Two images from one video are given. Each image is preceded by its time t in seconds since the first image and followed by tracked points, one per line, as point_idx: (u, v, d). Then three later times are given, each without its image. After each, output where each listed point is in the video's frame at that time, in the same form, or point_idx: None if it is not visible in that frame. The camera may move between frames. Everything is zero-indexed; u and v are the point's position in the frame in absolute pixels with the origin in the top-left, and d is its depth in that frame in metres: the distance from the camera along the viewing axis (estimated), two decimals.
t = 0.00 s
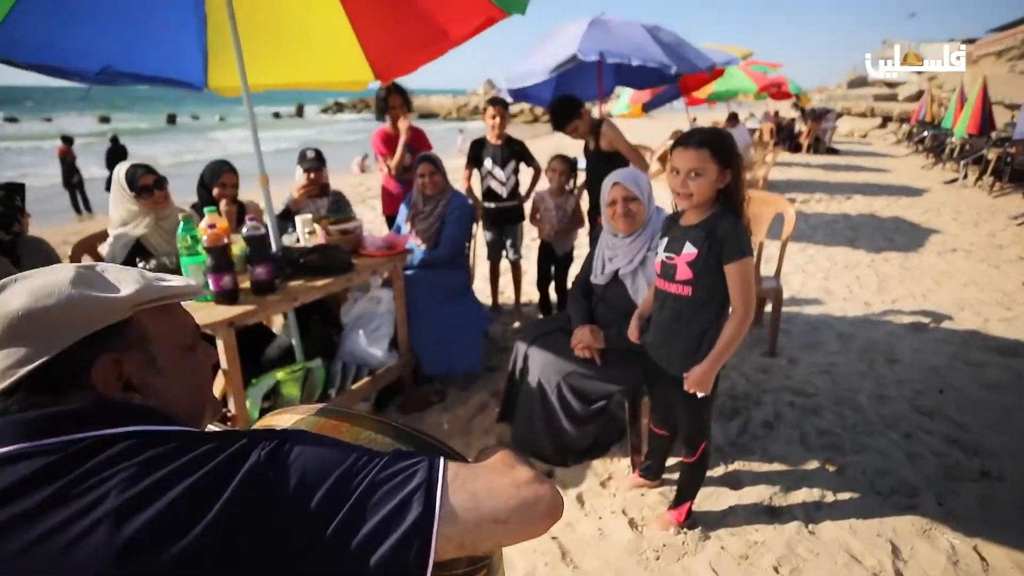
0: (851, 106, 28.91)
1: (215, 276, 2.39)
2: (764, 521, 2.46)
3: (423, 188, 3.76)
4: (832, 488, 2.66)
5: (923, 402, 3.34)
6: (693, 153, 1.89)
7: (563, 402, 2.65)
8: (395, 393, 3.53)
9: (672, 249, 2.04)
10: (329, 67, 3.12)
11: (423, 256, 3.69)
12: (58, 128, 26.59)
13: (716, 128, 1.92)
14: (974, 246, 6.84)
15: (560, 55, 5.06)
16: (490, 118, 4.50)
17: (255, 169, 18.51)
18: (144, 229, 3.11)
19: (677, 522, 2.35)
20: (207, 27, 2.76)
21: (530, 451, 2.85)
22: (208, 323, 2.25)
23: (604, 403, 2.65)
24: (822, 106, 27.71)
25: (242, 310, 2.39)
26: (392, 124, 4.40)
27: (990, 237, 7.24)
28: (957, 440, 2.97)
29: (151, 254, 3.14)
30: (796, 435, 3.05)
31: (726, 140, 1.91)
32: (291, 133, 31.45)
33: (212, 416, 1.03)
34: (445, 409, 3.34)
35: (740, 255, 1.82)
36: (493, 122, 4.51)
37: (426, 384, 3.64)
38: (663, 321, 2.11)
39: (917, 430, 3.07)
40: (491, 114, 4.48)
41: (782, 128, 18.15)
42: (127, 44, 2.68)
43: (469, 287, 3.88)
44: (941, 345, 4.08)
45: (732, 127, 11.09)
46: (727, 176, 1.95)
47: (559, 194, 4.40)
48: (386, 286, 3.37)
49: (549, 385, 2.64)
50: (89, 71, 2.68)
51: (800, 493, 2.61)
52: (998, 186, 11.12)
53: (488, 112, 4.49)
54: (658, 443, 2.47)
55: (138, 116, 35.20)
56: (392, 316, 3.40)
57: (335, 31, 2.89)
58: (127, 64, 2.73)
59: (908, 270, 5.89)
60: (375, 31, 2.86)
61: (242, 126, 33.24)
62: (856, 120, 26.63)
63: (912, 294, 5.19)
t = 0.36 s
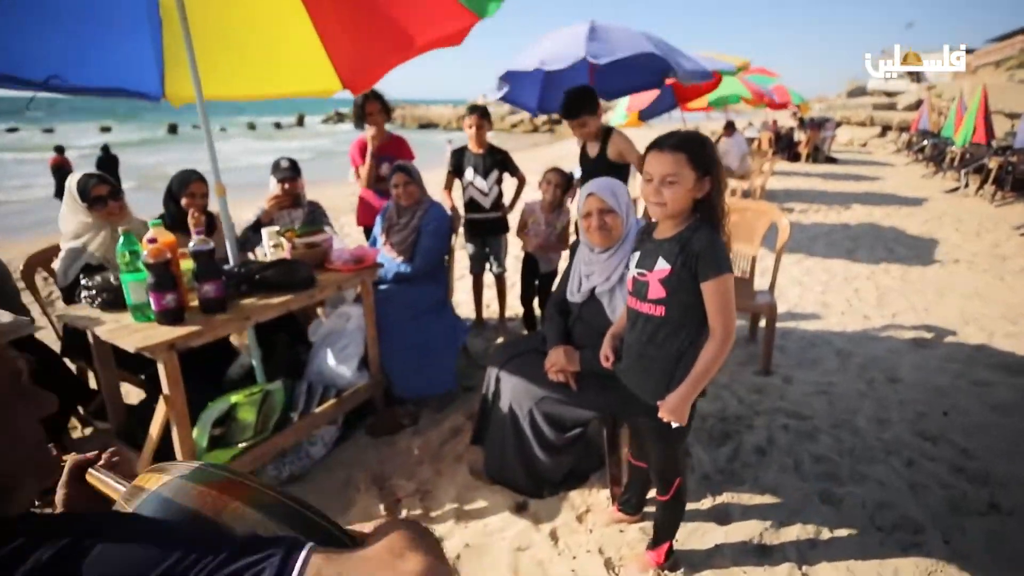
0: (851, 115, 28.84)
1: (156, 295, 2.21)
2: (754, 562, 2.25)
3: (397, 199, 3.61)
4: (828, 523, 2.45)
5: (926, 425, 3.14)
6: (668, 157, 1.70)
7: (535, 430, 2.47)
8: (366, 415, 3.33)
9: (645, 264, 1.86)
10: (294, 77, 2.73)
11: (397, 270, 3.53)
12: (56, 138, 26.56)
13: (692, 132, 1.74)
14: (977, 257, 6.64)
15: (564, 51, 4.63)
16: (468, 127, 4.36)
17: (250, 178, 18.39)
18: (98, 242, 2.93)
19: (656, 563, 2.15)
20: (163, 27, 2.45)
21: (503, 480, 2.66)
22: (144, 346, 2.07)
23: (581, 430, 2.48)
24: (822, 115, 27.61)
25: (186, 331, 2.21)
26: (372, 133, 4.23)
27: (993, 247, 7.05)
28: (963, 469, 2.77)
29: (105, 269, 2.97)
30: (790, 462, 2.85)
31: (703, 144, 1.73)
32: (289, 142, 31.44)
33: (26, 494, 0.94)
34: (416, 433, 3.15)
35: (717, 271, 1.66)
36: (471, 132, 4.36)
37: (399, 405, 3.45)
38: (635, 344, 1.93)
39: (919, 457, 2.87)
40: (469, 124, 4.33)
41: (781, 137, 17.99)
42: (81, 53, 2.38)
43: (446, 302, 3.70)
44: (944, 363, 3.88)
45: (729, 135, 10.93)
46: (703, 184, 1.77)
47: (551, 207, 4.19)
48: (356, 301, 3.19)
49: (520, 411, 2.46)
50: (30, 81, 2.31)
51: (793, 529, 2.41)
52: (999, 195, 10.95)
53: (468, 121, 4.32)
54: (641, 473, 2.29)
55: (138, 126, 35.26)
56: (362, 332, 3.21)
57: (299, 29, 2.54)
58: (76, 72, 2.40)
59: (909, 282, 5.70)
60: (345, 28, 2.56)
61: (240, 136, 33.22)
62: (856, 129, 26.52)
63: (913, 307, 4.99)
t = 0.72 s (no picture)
0: (851, 122, 28.72)
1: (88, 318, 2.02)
2: None
3: (369, 211, 3.45)
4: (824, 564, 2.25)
5: (929, 451, 2.94)
6: (629, 170, 1.55)
7: (505, 463, 2.26)
8: (333, 440, 3.14)
9: (612, 289, 1.69)
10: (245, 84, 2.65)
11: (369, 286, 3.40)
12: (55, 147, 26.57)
13: (656, 142, 1.59)
14: (981, 268, 6.44)
15: (559, 56, 4.46)
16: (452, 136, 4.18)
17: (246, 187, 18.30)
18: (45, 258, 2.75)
19: None
20: (108, 52, 2.35)
21: (473, 515, 2.46)
22: (69, 375, 1.88)
23: (554, 463, 2.29)
24: (822, 123, 27.52)
25: (121, 357, 2.03)
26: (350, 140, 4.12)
27: (997, 258, 6.85)
28: (970, 502, 2.57)
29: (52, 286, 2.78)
30: (782, 495, 2.64)
31: (668, 154, 1.57)
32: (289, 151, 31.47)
33: None
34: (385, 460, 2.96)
35: (686, 295, 1.49)
36: (456, 141, 4.17)
37: (370, 429, 3.26)
38: (603, 376, 1.76)
39: (922, 487, 2.67)
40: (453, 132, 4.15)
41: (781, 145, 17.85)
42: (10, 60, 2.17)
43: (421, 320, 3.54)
44: (949, 383, 3.68)
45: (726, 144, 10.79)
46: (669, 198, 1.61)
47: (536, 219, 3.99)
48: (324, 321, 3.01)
49: (489, 442, 2.26)
50: None
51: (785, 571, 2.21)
52: (1002, 204, 10.77)
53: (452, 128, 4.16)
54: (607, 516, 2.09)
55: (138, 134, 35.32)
56: (329, 353, 3.04)
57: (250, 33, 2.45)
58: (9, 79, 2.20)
59: (911, 295, 5.51)
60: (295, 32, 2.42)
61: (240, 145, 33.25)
62: (856, 138, 26.39)
63: (915, 322, 4.80)
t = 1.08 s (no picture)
0: (849, 131, 28.70)
1: (16, 339, 1.83)
2: None
3: (346, 219, 3.29)
4: None
5: (939, 476, 2.75)
6: (607, 174, 1.38)
7: (480, 493, 2.08)
8: (304, 462, 2.95)
9: (589, 307, 1.53)
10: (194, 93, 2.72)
11: (345, 298, 3.27)
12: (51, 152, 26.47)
13: (638, 144, 1.43)
14: (985, 278, 6.28)
15: (548, 56, 4.33)
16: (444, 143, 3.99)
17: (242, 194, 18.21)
18: None
19: None
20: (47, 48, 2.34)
21: (446, 548, 2.27)
22: None
23: (534, 493, 2.11)
24: (820, 131, 27.47)
25: (56, 380, 1.85)
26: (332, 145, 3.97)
27: (1001, 268, 6.69)
28: (985, 534, 2.38)
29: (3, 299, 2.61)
30: (781, 525, 2.45)
31: (652, 158, 1.41)
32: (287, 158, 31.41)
33: None
34: (358, 486, 2.78)
35: (669, 317, 1.32)
36: (450, 147, 3.97)
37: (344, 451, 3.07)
38: (579, 405, 1.59)
39: (932, 517, 2.49)
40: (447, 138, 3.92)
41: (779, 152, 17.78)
42: None
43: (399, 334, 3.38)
44: (956, 401, 3.50)
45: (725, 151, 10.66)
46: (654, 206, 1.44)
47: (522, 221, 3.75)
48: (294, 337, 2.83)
49: (462, 471, 2.08)
50: None
51: None
52: (1004, 212, 10.63)
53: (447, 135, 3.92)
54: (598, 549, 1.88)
55: (136, 141, 35.31)
56: (300, 369, 2.86)
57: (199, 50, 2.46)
58: None
59: (915, 306, 5.33)
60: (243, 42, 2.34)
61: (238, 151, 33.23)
62: (855, 145, 26.34)
63: (920, 335, 4.62)
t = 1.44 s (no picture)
0: (855, 134, 28.44)
1: None
2: None
3: (332, 221, 3.10)
4: None
5: (964, 498, 2.55)
6: (600, 169, 1.20)
7: (465, 523, 1.87)
8: (282, 479, 2.77)
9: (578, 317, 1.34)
10: (162, 100, 2.60)
11: (329, 304, 3.10)
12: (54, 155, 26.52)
13: (633, 133, 1.24)
14: (1000, 283, 6.05)
15: (549, 52, 4.19)
16: (446, 141, 3.82)
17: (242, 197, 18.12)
18: None
19: None
20: None
21: None
22: None
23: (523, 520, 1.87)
24: (826, 135, 27.24)
25: None
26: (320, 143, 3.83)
27: (1017, 273, 6.47)
28: (1018, 564, 2.17)
29: None
30: (794, 552, 2.26)
31: (650, 147, 1.23)
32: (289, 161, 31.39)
33: None
34: (338, 506, 2.59)
35: (670, 331, 1.13)
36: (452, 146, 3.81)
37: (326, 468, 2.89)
38: (567, 427, 1.40)
39: (959, 545, 2.28)
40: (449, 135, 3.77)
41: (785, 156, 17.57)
42: None
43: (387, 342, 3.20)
44: (978, 415, 3.29)
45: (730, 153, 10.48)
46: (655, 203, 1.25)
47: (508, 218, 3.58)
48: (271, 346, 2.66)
49: (444, 496, 1.88)
50: None
51: None
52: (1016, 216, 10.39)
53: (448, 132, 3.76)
54: None
55: (141, 145, 35.46)
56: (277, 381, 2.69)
57: (164, 55, 2.32)
58: None
59: (929, 313, 5.12)
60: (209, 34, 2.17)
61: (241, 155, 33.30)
62: (861, 149, 26.10)
63: (936, 343, 4.41)
